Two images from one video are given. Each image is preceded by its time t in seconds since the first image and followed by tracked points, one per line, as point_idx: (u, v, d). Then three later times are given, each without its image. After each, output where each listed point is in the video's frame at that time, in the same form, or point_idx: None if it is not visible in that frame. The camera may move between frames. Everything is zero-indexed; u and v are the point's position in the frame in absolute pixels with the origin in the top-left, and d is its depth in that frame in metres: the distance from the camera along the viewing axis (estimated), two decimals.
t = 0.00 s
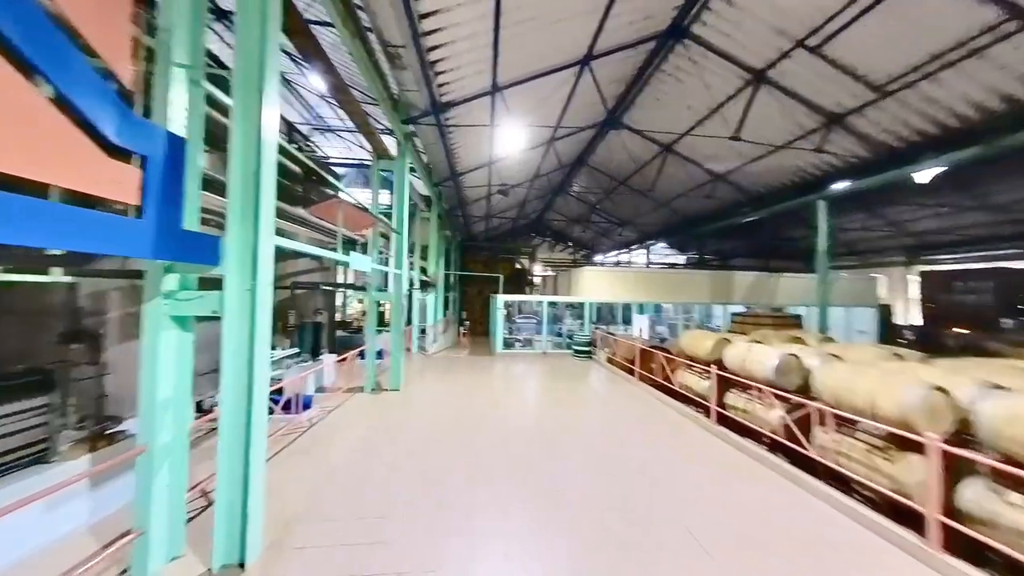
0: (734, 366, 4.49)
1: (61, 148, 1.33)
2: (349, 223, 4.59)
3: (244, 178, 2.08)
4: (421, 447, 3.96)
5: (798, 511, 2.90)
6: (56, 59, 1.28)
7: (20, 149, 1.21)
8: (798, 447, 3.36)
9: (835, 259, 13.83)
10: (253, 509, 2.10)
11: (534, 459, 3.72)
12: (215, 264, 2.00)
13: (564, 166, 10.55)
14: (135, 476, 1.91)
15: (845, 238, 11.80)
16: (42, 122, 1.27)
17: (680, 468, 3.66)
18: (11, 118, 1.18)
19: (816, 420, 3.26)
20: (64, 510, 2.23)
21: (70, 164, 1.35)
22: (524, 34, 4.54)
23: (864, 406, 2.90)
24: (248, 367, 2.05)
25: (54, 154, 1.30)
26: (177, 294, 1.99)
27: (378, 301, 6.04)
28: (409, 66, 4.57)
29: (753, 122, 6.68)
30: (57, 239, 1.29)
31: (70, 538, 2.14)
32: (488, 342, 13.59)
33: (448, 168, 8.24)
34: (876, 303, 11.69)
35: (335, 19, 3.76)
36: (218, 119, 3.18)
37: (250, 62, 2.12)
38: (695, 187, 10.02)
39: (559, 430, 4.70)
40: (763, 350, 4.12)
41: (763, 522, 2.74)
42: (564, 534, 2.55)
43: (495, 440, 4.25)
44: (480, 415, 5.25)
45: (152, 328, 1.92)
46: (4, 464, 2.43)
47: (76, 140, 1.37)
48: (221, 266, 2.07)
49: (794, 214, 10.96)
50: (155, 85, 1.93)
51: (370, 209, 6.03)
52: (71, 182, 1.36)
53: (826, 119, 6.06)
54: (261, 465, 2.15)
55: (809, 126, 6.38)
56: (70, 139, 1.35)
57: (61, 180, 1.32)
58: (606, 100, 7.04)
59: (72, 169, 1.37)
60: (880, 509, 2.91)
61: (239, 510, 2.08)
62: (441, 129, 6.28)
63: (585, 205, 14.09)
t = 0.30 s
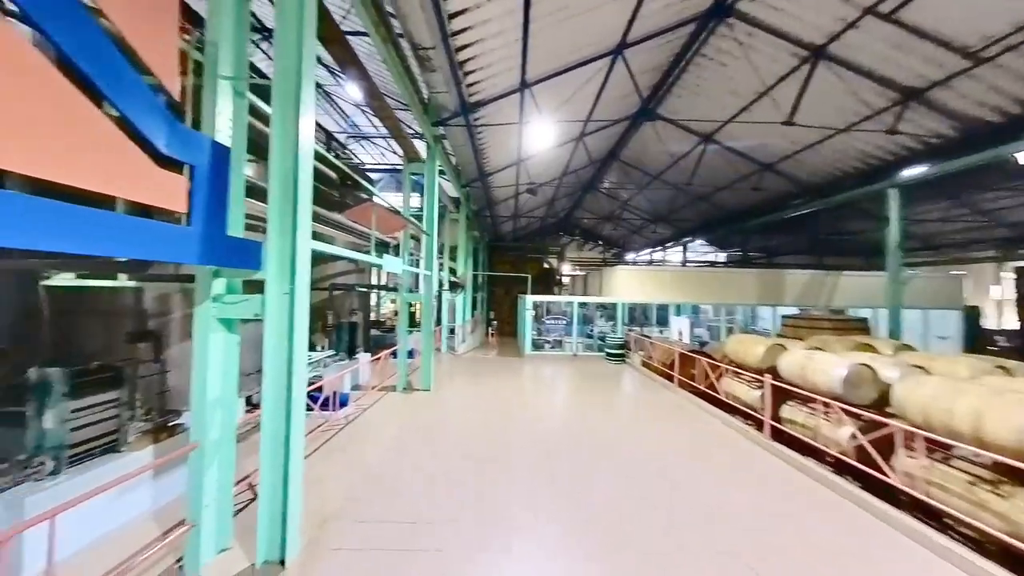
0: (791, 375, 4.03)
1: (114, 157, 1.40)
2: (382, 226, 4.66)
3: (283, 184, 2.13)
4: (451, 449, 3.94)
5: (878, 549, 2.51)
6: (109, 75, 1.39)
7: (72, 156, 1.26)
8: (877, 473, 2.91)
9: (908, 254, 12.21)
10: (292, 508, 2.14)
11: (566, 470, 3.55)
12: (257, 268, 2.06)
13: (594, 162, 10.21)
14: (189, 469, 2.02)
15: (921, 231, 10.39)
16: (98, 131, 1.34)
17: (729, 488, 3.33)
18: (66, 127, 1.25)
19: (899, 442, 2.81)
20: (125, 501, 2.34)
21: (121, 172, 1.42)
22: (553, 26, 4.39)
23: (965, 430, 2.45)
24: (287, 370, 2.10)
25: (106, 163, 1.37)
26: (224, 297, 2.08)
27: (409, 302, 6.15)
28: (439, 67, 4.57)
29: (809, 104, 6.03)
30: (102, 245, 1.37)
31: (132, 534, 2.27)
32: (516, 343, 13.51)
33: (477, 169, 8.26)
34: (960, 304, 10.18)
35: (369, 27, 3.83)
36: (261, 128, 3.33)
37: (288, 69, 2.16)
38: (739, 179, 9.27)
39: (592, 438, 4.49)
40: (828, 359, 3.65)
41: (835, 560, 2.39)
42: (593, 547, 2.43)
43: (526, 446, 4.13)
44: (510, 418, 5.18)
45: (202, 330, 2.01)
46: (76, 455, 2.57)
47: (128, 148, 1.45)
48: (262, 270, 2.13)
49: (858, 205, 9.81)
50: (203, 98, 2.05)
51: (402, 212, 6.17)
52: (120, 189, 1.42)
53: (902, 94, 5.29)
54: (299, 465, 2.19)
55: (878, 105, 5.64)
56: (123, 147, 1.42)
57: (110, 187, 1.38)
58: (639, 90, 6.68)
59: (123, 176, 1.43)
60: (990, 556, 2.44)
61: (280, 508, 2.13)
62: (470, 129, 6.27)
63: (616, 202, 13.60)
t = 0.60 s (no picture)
0: (851, 382, 3.60)
1: (144, 156, 1.45)
2: (409, 225, 4.71)
3: (312, 184, 2.14)
4: (477, 450, 3.87)
5: None
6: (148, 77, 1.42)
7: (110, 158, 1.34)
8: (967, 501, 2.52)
9: (989, 248, 10.74)
10: (323, 505, 2.16)
11: (597, 483, 3.36)
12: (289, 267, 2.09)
13: (622, 156, 9.84)
14: (228, 462, 2.08)
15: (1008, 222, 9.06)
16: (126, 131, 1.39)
17: (784, 518, 3.00)
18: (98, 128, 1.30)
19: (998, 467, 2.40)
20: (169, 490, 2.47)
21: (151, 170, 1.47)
22: (582, 13, 4.21)
23: None
24: (317, 369, 2.11)
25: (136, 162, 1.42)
26: (259, 296, 2.13)
27: (435, 301, 6.20)
28: (464, 65, 4.52)
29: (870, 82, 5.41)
30: (144, 244, 1.43)
31: (178, 522, 2.41)
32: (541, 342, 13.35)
33: (501, 168, 8.21)
34: None
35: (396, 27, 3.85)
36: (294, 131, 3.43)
37: (318, 70, 2.18)
38: (784, 168, 8.54)
39: (623, 447, 4.26)
40: (900, 365, 3.21)
41: None
42: None
43: (553, 452, 3.98)
44: (536, 420, 5.06)
45: (239, 327, 2.07)
46: (133, 443, 2.73)
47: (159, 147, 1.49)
48: (294, 269, 2.16)
49: (927, 193, 8.72)
50: (239, 101, 2.11)
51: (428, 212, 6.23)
52: (151, 188, 1.47)
53: (992, 60, 4.61)
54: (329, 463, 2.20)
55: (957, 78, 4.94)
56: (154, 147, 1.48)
57: (141, 186, 1.44)
58: (672, 79, 6.31)
59: (152, 175, 1.48)
60: None
61: (312, 504, 2.16)
62: (495, 127, 6.20)
63: (645, 198, 13.05)
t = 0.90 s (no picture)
0: (884, 387, 3.37)
1: (136, 142, 1.34)
2: (415, 221, 4.58)
3: (311, 177, 2.04)
4: (485, 454, 3.74)
5: None
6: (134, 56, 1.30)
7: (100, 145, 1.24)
8: None
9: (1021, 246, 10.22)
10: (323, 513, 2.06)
11: (610, 491, 3.20)
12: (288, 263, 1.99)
13: (632, 152, 9.61)
14: (225, 468, 1.99)
15: None
16: (114, 116, 1.27)
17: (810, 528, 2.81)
18: (85, 112, 1.20)
19: None
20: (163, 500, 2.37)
21: (144, 157, 1.37)
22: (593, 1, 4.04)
23: None
24: (317, 372, 2.01)
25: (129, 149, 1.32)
26: (257, 293, 2.03)
27: (441, 301, 6.09)
28: (471, 57, 4.38)
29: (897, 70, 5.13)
30: (129, 235, 1.32)
31: (176, 527, 2.35)
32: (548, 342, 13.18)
33: (508, 165, 8.08)
34: None
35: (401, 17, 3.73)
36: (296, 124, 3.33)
37: (319, 56, 2.07)
38: (802, 162, 8.22)
39: (636, 452, 4.08)
40: (941, 369, 2.97)
41: None
42: None
43: (562, 457, 3.82)
44: (545, 423, 4.90)
45: (236, 326, 1.97)
46: (133, 445, 2.85)
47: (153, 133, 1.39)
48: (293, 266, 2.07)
49: (955, 188, 8.31)
50: (237, 90, 2.01)
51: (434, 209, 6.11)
52: (148, 178, 1.38)
53: None
54: (329, 468, 2.10)
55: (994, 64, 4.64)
56: (145, 131, 1.36)
57: (137, 176, 1.34)
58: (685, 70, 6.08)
59: (146, 162, 1.38)
60: None
61: (312, 512, 2.06)
62: (502, 122, 6.06)
63: (655, 195, 12.77)
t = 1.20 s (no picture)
0: (916, 394, 3.16)
1: (137, 141, 1.27)
2: (419, 220, 4.45)
3: (305, 171, 1.91)
4: (492, 461, 3.60)
5: None
6: (104, 32, 1.14)
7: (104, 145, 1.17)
8: None
9: None
10: (320, 528, 1.94)
11: (623, 501, 3.05)
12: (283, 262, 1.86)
13: (639, 149, 9.41)
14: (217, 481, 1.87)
15: None
16: (114, 115, 1.19)
17: (836, 544, 2.62)
18: (83, 113, 1.12)
19: None
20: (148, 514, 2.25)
21: (144, 154, 1.29)
22: None
23: None
24: (314, 378, 1.88)
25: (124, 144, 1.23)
26: (251, 294, 1.91)
27: (446, 301, 5.97)
28: (476, 50, 4.24)
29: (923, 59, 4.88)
30: (130, 234, 1.22)
31: (164, 543, 2.21)
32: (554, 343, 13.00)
33: (514, 163, 7.95)
34: None
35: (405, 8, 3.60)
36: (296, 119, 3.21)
37: (315, 41, 1.94)
38: (818, 157, 7.93)
39: (649, 459, 3.91)
40: (983, 376, 2.76)
41: None
42: None
43: (572, 464, 3.67)
44: (552, 426, 4.76)
45: (229, 329, 1.86)
46: (123, 454, 2.75)
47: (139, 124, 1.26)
48: (289, 266, 1.95)
49: (981, 183, 7.95)
50: (229, 78, 1.89)
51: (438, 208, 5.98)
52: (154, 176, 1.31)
53: None
54: (327, 480, 1.98)
55: None
56: (128, 122, 1.23)
57: (144, 175, 1.28)
58: (696, 63, 5.88)
59: (150, 161, 1.31)
60: None
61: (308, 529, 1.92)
62: (508, 118, 5.91)
63: (663, 193, 12.52)
